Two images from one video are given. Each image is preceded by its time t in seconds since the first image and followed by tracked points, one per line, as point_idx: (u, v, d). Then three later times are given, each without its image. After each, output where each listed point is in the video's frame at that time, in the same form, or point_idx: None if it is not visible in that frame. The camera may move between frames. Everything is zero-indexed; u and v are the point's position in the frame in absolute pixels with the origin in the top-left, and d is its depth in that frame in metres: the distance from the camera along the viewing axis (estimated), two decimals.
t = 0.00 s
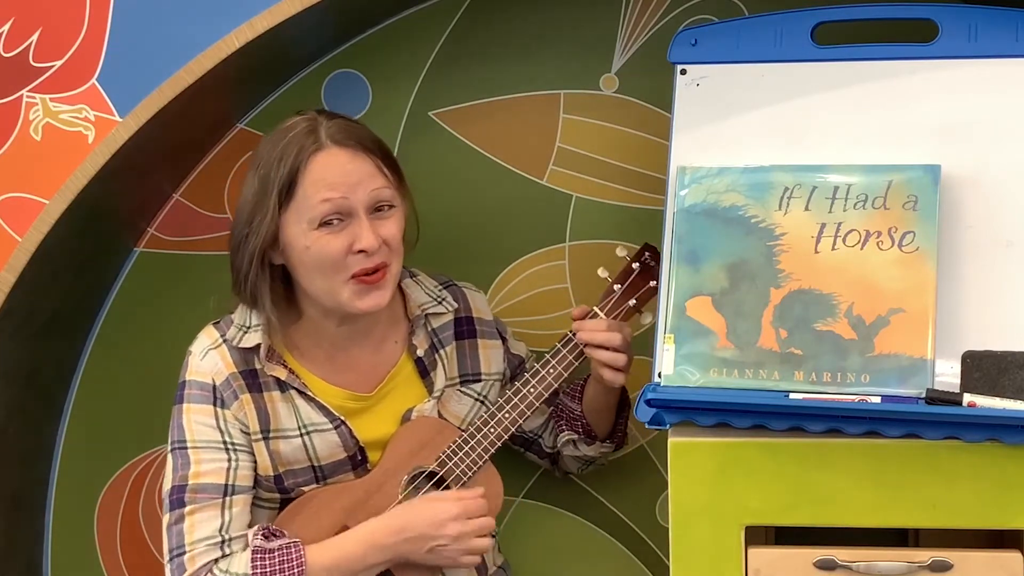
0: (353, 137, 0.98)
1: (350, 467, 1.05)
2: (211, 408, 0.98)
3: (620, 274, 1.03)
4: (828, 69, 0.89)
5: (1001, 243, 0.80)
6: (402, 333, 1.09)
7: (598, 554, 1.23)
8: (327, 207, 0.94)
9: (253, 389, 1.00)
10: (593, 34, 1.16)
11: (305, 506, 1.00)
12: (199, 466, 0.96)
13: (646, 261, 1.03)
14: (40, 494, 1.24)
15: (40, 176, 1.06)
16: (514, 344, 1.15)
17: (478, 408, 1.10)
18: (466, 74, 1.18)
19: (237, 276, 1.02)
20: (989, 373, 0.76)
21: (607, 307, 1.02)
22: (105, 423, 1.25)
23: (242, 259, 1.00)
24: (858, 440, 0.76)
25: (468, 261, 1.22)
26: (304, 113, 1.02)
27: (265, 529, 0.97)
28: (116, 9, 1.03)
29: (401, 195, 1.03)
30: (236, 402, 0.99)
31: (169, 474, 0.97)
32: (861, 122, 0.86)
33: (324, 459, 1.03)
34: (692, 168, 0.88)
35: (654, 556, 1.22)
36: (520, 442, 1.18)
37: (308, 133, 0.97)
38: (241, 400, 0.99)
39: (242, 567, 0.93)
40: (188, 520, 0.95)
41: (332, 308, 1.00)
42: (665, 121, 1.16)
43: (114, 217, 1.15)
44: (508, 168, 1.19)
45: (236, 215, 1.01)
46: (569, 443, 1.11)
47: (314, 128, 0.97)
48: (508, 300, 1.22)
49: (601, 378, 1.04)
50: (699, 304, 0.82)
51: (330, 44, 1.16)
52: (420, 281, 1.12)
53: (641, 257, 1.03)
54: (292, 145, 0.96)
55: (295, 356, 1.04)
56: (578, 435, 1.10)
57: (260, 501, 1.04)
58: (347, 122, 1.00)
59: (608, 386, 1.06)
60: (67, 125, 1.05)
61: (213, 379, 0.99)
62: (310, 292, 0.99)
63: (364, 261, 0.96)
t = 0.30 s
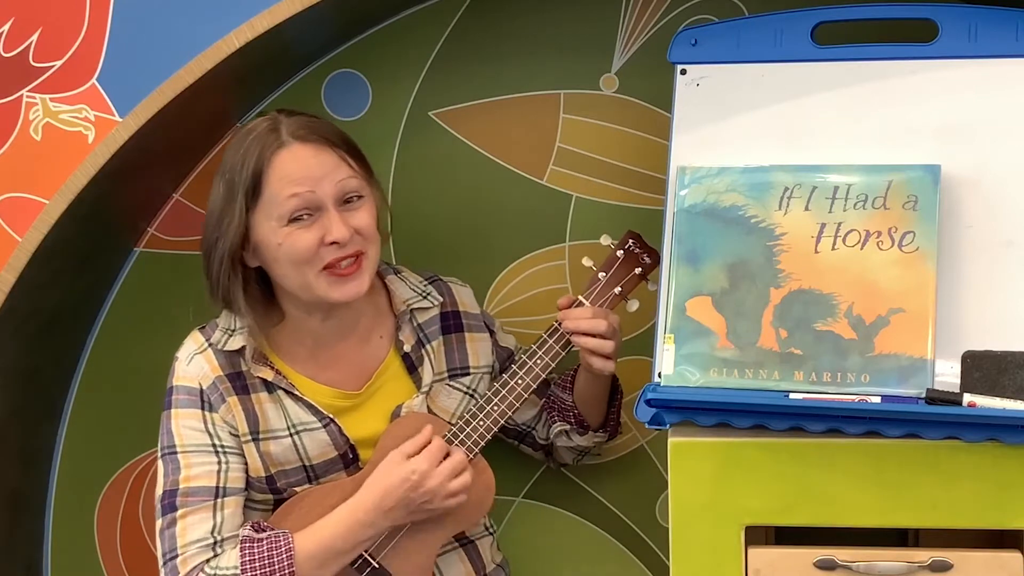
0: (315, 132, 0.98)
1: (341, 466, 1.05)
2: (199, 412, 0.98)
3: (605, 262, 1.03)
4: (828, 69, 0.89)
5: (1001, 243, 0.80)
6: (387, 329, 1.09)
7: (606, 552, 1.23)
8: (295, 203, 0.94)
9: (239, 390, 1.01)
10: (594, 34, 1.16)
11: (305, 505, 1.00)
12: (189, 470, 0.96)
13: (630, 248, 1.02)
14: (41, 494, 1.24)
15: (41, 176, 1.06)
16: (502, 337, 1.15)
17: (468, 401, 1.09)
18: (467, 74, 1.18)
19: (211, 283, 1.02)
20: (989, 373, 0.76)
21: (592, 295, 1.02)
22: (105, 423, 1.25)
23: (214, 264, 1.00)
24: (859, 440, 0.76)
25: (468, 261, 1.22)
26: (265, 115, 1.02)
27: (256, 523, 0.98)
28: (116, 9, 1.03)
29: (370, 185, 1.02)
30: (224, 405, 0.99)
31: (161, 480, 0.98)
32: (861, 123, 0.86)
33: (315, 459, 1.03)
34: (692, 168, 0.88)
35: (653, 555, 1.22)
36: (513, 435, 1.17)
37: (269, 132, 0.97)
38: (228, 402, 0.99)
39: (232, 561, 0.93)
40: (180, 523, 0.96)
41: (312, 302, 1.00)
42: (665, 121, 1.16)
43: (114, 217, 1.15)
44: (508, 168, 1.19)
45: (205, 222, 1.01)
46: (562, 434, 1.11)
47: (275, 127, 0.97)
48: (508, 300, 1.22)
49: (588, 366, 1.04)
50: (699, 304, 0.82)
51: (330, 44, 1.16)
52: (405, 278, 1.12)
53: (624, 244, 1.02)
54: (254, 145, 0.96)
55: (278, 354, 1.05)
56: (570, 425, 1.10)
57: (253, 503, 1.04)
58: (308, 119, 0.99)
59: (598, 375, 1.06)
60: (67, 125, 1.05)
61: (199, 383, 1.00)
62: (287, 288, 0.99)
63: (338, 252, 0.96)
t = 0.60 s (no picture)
0: (303, 136, 0.97)
1: (337, 468, 1.05)
2: (194, 416, 0.99)
3: (597, 260, 1.03)
4: (829, 69, 0.89)
5: (1001, 243, 0.80)
6: (382, 329, 1.09)
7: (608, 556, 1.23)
8: (283, 209, 0.94)
9: (234, 393, 1.01)
10: (594, 34, 1.16)
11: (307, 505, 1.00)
12: (185, 473, 0.96)
13: (622, 246, 1.02)
14: (41, 494, 1.24)
15: (41, 175, 1.06)
16: (498, 337, 1.14)
17: (463, 401, 1.09)
18: (467, 74, 1.18)
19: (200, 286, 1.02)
20: (989, 373, 0.76)
21: (584, 293, 1.02)
22: (105, 423, 1.25)
23: (203, 268, 1.01)
24: (859, 439, 0.76)
25: (468, 260, 1.22)
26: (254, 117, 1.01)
27: (253, 535, 0.97)
28: (116, 9, 1.03)
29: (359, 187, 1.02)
30: (219, 408, 0.99)
31: (156, 483, 0.98)
32: (860, 123, 0.86)
33: (310, 461, 1.03)
34: (692, 168, 0.88)
35: (653, 555, 1.22)
36: (510, 434, 1.17)
37: (256, 137, 0.96)
38: (223, 406, 1.00)
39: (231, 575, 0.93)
40: (177, 527, 0.96)
41: (303, 305, 1.01)
42: (664, 121, 1.16)
43: (114, 217, 1.15)
44: (508, 168, 1.19)
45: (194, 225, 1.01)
46: (558, 433, 1.11)
47: (262, 131, 0.97)
48: (508, 299, 1.22)
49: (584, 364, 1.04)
50: (698, 304, 0.82)
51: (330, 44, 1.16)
52: (400, 278, 1.12)
53: (617, 242, 1.02)
54: (242, 150, 0.96)
55: (271, 355, 1.05)
56: (566, 424, 1.10)
57: (250, 505, 1.04)
58: (297, 122, 0.99)
59: (593, 374, 1.06)
60: (67, 125, 1.05)
61: (194, 386, 1.00)
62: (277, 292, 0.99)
63: (327, 256, 0.96)
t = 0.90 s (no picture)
0: (322, 132, 0.98)
1: (344, 466, 1.05)
2: (203, 410, 0.98)
3: (610, 268, 1.04)
4: (829, 69, 0.89)
5: (1001, 243, 0.80)
6: (393, 330, 1.09)
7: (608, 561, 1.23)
8: (299, 203, 0.94)
9: (245, 389, 1.01)
10: (594, 34, 1.16)
11: (307, 505, 1.00)
12: (193, 467, 0.96)
13: (636, 255, 1.03)
14: (41, 494, 1.24)
15: (40, 175, 1.06)
16: (506, 341, 1.15)
17: (472, 404, 1.09)
18: (467, 73, 1.18)
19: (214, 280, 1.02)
20: (989, 373, 0.76)
21: (596, 300, 1.03)
22: (106, 423, 1.25)
23: (218, 263, 1.01)
24: (859, 439, 0.76)
25: (468, 260, 1.22)
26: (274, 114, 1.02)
27: (256, 522, 0.97)
28: (116, 9, 1.03)
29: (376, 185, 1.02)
30: (228, 403, 0.99)
31: (163, 476, 0.98)
32: (860, 123, 0.86)
33: (318, 459, 1.03)
34: (692, 168, 0.88)
35: (654, 555, 1.22)
36: (515, 439, 1.17)
37: (275, 132, 0.97)
38: (232, 401, 0.99)
39: (231, 560, 0.92)
40: (183, 521, 0.95)
41: (317, 302, 1.01)
42: (664, 121, 1.16)
43: (114, 216, 1.15)
44: (508, 168, 1.19)
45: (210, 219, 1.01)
46: (564, 439, 1.11)
47: (282, 126, 0.97)
48: (508, 300, 1.22)
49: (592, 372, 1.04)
50: (698, 304, 0.82)
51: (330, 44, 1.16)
52: (412, 279, 1.12)
53: (630, 251, 1.03)
54: (260, 144, 0.96)
55: (283, 353, 1.05)
56: (572, 430, 1.10)
57: (256, 501, 1.04)
58: (316, 119, 0.99)
59: (601, 382, 1.06)
60: (67, 125, 1.05)
61: (204, 380, 0.99)
62: (291, 287, 0.99)
63: (342, 252, 0.96)
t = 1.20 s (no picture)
0: (367, 136, 0.97)
1: (357, 467, 1.05)
2: (225, 400, 0.98)
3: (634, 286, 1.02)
4: (829, 69, 0.89)
5: (1001, 243, 0.80)
6: (415, 333, 1.09)
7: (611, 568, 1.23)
8: (335, 206, 0.94)
9: (266, 383, 1.01)
10: (594, 34, 1.16)
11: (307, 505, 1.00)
12: (210, 457, 0.96)
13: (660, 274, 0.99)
14: (41, 494, 1.24)
15: (40, 175, 1.05)
16: (524, 351, 1.15)
17: (488, 412, 1.09)
18: (467, 73, 1.18)
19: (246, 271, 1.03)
20: (988, 373, 0.76)
21: (619, 317, 1.01)
22: (106, 423, 1.25)
23: (251, 255, 1.01)
24: (859, 439, 0.76)
25: (468, 259, 1.22)
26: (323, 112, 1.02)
27: (273, 521, 0.97)
28: (116, 9, 1.03)
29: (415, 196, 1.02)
30: (250, 395, 1.00)
31: (179, 465, 0.98)
32: (860, 124, 0.86)
33: (332, 458, 1.03)
34: (692, 168, 0.88)
35: (654, 555, 1.22)
36: (524, 450, 1.18)
37: (320, 131, 0.96)
38: (254, 393, 1.00)
39: (249, 557, 0.93)
40: (198, 510, 0.95)
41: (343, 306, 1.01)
42: (664, 121, 1.17)
43: (115, 216, 1.15)
44: (508, 168, 1.19)
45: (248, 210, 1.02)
46: (574, 452, 1.11)
47: (328, 126, 0.97)
48: (508, 299, 1.22)
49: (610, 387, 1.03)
50: (699, 304, 0.82)
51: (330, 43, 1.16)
52: (436, 283, 1.12)
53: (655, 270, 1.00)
54: (304, 143, 0.96)
55: (307, 350, 1.05)
56: (583, 444, 1.10)
57: (268, 496, 1.04)
58: (363, 122, 0.99)
59: (615, 397, 1.06)
60: (67, 125, 1.05)
61: (227, 371, 0.99)
62: (319, 288, 0.99)
63: (372, 260, 0.95)
